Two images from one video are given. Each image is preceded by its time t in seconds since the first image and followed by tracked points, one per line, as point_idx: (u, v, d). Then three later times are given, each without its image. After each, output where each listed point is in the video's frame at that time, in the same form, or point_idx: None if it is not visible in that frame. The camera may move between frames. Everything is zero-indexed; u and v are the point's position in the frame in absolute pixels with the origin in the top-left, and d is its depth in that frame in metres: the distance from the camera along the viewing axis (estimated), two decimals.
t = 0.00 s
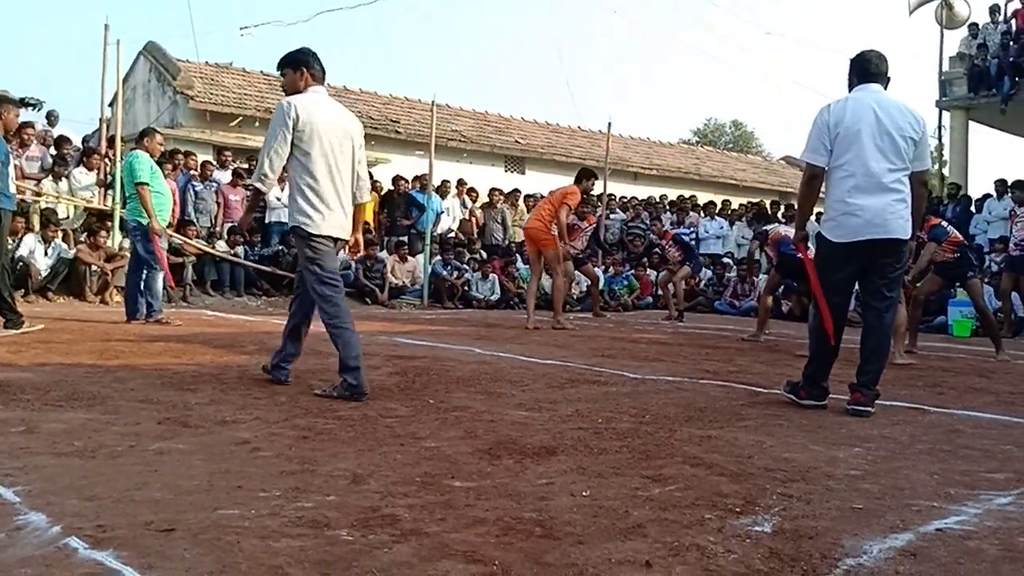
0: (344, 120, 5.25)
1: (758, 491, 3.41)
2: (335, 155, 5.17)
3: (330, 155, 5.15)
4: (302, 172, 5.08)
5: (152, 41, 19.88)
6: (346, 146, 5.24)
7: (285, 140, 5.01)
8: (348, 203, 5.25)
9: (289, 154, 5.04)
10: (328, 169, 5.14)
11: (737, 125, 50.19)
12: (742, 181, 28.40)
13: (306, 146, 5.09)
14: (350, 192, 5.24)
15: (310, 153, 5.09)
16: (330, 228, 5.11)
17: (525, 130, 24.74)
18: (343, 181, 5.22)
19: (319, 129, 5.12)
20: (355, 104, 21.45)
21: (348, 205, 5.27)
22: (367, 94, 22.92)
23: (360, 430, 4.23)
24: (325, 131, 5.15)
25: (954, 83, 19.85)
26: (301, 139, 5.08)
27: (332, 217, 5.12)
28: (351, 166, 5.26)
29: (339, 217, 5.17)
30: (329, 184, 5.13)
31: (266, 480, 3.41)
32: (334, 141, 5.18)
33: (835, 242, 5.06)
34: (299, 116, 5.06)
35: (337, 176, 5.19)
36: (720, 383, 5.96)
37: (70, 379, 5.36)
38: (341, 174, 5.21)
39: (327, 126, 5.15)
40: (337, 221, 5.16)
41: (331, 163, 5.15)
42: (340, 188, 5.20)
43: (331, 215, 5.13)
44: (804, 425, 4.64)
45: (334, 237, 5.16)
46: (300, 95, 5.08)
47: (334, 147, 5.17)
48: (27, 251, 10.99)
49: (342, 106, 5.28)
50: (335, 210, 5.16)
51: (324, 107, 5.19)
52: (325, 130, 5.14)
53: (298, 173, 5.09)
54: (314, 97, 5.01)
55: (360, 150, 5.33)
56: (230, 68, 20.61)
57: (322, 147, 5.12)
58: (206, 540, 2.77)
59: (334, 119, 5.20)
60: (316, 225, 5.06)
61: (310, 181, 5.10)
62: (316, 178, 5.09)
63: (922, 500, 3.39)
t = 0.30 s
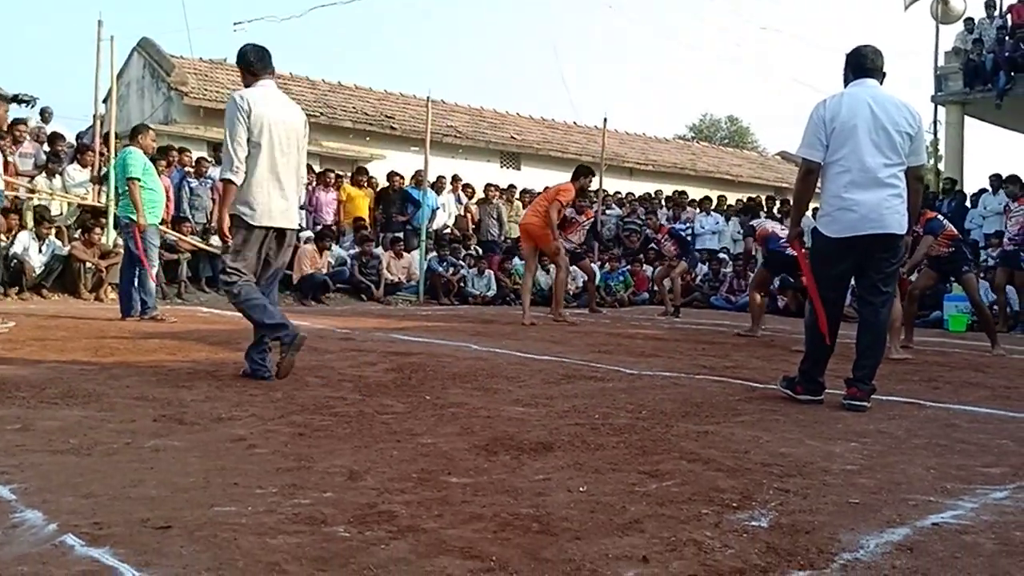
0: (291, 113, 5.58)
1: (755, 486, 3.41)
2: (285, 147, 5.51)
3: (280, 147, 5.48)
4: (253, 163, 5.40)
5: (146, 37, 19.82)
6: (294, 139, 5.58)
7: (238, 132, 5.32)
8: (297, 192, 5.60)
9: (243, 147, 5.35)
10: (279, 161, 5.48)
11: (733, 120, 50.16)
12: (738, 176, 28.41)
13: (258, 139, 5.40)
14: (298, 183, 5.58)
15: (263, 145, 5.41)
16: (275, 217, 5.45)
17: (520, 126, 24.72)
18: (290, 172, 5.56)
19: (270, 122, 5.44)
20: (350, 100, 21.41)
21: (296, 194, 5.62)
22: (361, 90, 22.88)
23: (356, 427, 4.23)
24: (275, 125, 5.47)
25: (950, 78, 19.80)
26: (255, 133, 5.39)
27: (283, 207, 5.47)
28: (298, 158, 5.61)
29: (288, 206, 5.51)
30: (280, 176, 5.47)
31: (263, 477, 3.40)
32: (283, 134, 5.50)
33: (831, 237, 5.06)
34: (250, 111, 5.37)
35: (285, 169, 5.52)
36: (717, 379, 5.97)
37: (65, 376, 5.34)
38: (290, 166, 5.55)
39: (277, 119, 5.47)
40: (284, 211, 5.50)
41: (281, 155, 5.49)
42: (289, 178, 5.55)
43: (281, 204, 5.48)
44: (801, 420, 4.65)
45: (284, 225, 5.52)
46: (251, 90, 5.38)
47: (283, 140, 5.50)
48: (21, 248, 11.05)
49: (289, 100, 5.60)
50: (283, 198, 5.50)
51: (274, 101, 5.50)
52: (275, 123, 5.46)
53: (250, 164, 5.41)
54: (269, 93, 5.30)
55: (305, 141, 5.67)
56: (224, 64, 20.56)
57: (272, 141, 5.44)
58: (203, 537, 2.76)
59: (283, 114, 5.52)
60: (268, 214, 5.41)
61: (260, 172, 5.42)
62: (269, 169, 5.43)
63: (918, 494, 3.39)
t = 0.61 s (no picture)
0: (239, 114, 5.60)
1: (751, 483, 3.41)
2: (232, 149, 5.55)
3: (227, 150, 5.52)
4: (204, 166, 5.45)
5: (139, 35, 19.75)
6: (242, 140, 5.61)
7: (187, 137, 5.36)
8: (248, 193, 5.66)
9: (193, 151, 5.38)
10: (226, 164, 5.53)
11: (727, 118, 50.19)
12: (732, 173, 28.43)
13: (207, 142, 5.45)
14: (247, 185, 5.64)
15: (210, 150, 5.46)
16: (226, 219, 5.53)
17: (515, 123, 24.71)
18: (241, 174, 5.62)
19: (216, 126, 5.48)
20: (344, 97, 21.36)
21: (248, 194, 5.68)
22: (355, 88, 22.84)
23: (352, 425, 4.22)
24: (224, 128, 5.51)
25: (943, 75, 19.78)
26: (203, 137, 5.44)
27: (233, 210, 5.54)
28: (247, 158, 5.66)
29: (239, 208, 5.58)
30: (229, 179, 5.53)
31: (258, 475, 3.39)
32: (232, 137, 5.55)
33: (825, 234, 5.07)
34: (198, 115, 5.42)
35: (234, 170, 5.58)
36: (712, 376, 5.97)
37: (60, 376, 5.33)
38: (239, 167, 5.60)
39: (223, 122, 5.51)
40: (236, 213, 5.56)
41: (228, 158, 5.54)
42: (237, 181, 5.60)
43: (232, 206, 5.54)
44: (796, 417, 4.65)
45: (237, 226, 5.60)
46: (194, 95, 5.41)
47: (233, 142, 5.55)
48: (14, 247, 10.96)
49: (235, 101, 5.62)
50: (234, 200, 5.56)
51: (219, 104, 5.53)
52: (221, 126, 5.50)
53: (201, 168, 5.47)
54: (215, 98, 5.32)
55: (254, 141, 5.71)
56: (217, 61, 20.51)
57: (221, 144, 5.49)
58: (198, 536, 2.75)
59: (230, 116, 5.55)
60: (218, 218, 5.48)
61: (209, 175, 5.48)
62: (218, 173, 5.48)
63: (913, 490, 3.40)
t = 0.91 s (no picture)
0: (179, 110, 5.78)
1: (745, 481, 3.41)
2: (166, 144, 5.72)
3: (161, 144, 5.70)
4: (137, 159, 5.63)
5: (132, 33, 19.69)
6: (179, 136, 5.78)
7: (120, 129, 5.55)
8: (185, 187, 5.82)
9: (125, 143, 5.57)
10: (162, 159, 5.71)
11: (721, 116, 50.22)
12: (726, 172, 28.44)
13: (142, 136, 5.63)
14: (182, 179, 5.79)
15: (143, 144, 5.64)
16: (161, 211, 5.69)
17: (509, 122, 24.69)
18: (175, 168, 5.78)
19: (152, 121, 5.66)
20: (337, 96, 21.33)
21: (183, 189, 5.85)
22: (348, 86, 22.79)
23: (346, 424, 4.21)
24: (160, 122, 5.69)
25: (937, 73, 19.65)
26: (138, 129, 5.62)
27: (166, 202, 5.69)
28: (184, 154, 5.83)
29: (172, 200, 5.72)
30: (162, 173, 5.68)
31: (252, 474, 3.38)
32: (168, 131, 5.73)
33: (820, 232, 5.07)
34: (134, 109, 5.61)
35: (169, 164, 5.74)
36: (706, 374, 5.97)
37: (52, 375, 5.31)
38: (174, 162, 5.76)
39: (161, 117, 5.69)
40: (169, 205, 5.71)
41: (162, 152, 5.71)
42: (173, 174, 5.76)
43: (165, 198, 5.69)
44: (790, 415, 4.66)
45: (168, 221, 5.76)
46: (133, 89, 5.60)
47: (169, 136, 5.72)
48: (6, 247, 10.91)
49: (177, 97, 5.80)
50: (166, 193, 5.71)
51: (160, 99, 5.71)
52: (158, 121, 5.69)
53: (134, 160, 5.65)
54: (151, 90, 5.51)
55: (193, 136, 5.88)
56: (211, 60, 20.46)
57: (155, 137, 5.67)
58: (192, 536, 2.74)
59: (168, 111, 5.73)
60: (149, 210, 5.64)
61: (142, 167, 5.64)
62: (150, 167, 5.65)
63: (907, 487, 3.40)
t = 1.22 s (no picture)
0: (132, 117, 5.85)
1: (739, 480, 3.41)
2: (119, 150, 5.80)
3: (113, 150, 5.78)
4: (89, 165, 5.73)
5: (123, 33, 19.62)
6: (133, 142, 5.86)
7: (71, 137, 5.67)
8: (138, 192, 5.88)
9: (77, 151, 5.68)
10: (113, 164, 5.78)
11: (713, 117, 50.29)
12: (718, 173, 28.47)
13: (94, 142, 5.73)
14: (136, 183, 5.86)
15: (96, 151, 5.73)
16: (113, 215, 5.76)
17: (501, 122, 24.67)
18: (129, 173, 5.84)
19: (103, 128, 5.74)
20: (329, 96, 21.29)
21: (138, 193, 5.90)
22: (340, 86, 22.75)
23: (339, 425, 4.20)
24: (113, 129, 5.77)
25: (928, 74, 19.69)
26: (90, 136, 5.72)
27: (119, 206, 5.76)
28: (138, 160, 5.88)
29: (124, 205, 5.79)
30: (114, 178, 5.76)
31: (245, 475, 3.37)
32: (122, 138, 5.81)
33: (813, 232, 5.07)
34: (87, 116, 5.72)
35: (122, 169, 5.81)
36: (699, 374, 5.98)
37: (42, 376, 5.28)
38: (127, 168, 5.83)
39: (112, 123, 5.77)
40: (123, 210, 5.78)
41: (115, 158, 5.79)
42: (126, 180, 5.83)
43: (117, 202, 5.77)
44: (783, 414, 4.66)
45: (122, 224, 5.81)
46: (87, 97, 5.71)
47: (121, 143, 5.80)
48: None
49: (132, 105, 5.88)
50: (120, 197, 5.78)
51: (113, 105, 5.80)
52: (110, 128, 5.77)
53: (87, 167, 5.74)
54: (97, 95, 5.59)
55: (149, 143, 5.94)
56: (202, 60, 20.40)
57: (107, 143, 5.75)
58: (185, 537, 2.73)
59: (121, 118, 5.81)
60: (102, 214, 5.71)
61: (94, 173, 5.73)
62: (101, 172, 5.73)
63: (900, 487, 3.40)
